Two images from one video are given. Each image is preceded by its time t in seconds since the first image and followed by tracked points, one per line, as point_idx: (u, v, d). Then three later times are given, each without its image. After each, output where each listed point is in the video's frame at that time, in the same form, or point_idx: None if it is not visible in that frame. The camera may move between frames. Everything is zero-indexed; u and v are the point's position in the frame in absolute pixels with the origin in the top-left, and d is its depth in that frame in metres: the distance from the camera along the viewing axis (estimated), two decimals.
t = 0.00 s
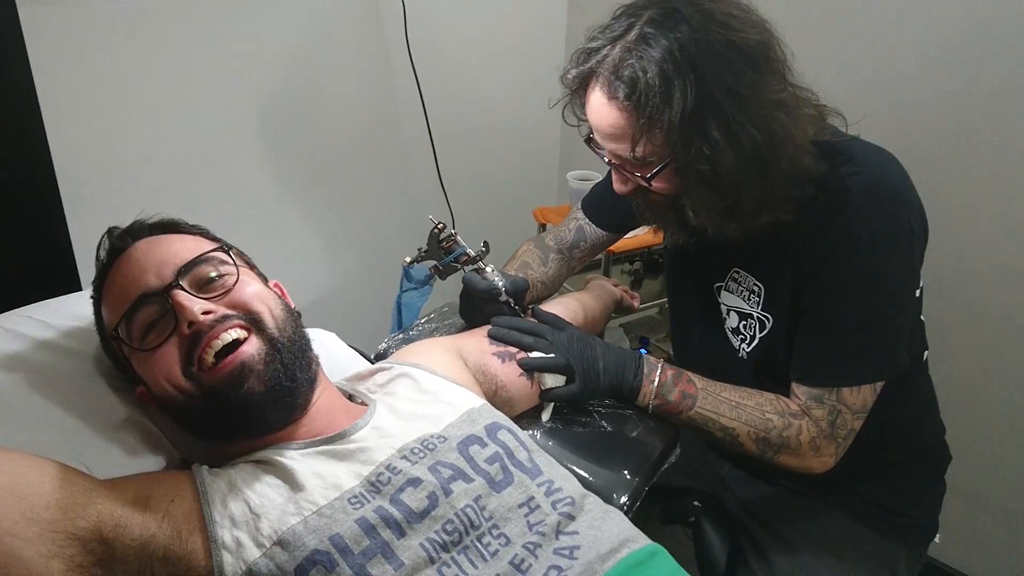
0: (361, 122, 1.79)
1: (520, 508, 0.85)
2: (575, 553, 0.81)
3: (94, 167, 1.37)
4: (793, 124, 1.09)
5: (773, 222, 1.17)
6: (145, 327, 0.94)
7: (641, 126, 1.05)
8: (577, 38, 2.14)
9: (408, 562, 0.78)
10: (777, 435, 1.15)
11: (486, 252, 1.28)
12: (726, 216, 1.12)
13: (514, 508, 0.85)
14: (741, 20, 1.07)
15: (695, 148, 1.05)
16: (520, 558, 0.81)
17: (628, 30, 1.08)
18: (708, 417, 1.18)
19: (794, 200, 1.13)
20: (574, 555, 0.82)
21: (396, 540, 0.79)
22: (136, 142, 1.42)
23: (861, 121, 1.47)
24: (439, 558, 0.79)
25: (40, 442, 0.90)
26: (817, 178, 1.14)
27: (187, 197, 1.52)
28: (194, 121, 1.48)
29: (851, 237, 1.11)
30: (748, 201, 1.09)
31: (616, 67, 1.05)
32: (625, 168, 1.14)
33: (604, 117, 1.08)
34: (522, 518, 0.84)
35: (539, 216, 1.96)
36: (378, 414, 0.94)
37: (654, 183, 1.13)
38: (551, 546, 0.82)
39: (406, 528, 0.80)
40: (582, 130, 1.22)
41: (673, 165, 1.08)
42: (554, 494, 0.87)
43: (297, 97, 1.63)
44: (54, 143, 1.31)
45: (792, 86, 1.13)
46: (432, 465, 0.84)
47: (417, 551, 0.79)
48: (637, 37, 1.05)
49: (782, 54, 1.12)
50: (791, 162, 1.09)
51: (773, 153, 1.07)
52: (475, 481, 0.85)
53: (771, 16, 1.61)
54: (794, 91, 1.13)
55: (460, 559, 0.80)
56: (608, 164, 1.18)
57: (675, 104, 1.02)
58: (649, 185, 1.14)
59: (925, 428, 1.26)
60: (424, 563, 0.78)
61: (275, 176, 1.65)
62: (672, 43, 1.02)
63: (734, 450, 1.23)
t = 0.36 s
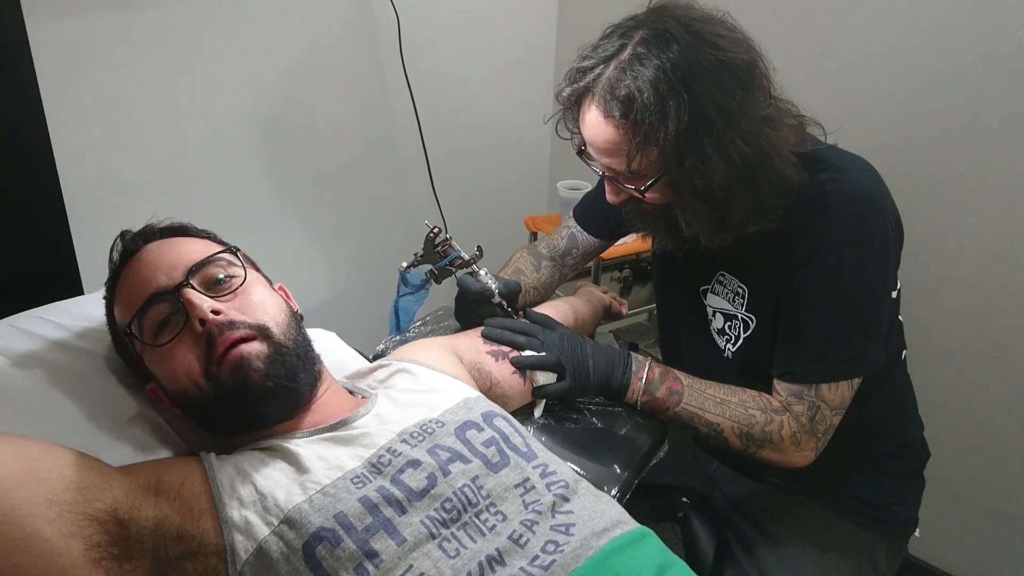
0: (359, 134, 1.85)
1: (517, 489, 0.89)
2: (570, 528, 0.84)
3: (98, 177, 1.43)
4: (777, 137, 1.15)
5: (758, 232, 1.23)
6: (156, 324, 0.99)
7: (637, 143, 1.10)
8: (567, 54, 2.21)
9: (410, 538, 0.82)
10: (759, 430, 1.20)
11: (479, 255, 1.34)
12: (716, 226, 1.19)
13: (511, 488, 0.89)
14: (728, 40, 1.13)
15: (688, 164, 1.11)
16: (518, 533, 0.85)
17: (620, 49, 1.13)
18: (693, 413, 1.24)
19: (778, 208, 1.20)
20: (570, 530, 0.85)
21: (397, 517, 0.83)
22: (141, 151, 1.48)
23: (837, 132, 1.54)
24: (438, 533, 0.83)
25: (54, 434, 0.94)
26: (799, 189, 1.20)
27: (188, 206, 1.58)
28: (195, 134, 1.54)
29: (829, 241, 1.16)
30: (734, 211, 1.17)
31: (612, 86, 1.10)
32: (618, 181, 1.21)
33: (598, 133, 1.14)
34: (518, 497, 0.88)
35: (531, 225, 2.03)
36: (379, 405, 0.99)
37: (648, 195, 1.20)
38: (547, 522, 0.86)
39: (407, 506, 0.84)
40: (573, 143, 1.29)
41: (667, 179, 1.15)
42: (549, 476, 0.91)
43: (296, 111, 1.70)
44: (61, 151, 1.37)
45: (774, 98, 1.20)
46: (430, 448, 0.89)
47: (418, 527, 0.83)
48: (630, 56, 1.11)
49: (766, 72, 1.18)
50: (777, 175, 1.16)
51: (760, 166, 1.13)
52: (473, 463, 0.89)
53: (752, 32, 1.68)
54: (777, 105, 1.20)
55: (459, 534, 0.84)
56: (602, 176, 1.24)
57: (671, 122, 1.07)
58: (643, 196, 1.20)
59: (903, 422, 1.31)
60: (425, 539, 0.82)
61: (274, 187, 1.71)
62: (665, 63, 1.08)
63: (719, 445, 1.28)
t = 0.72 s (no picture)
0: (364, 137, 1.89)
1: (530, 473, 0.94)
2: (583, 508, 0.90)
3: (117, 183, 1.46)
4: (770, 143, 1.19)
5: (754, 232, 1.27)
6: (184, 319, 1.04)
7: (636, 149, 1.15)
8: (565, 59, 2.26)
9: (431, 519, 0.87)
10: (757, 421, 1.25)
11: (486, 255, 1.39)
12: (713, 229, 1.24)
13: (525, 472, 0.94)
14: (724, 49, 1.18)
15: (686, 168, 1.16)
16: (534, 514, 0.90)
17: (620, 59, 1.18)
18: (694, 405, 1.28)
19: (773, 208, 1.24)
20: (582, 511, 0.91)
21: (418, 499, 0.88)
22: (154, 154, 1.50)
23: (832, 133, 1.61)
24: (458, 514, 0.89)
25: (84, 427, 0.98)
26: (793, 191, 1.24)
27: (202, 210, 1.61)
28: (208, 139, 1.57)
29: (823, 239, 1.21)
30: (731, 212, 1.21)
31: (611, 96, 1.15)
32: (618, 183, 1.25)
33: (599, 139, 1.18)
34: (532, 481, 0.94)
35: (530, 226, 2.07)
36: (394, 397, 1.05)
37: (647, 197, 1.24)
38: (560, 504, 0.91)
39: (427, 489, 0.89)
40: (575, 147, 1.33)
41: (665, 184, 1.20)
42: (561, 462, 0.96)
43: (303, 116, 1.74)
44: (79, 153, 1.39)
45: (767, 102, 1.24)
46: (447, 435, 0.94)
47: (438, 508, 0.88)
48: (629, 66, 1.15)
49: (760, 77, 1.23)
50: (772, 178, 1.20)
51: (754, 169, 1.18)
52: (488, 449, 0.95)
53: (746, 38, 1.73)
54: (771, 110, 1.24)
55: (477, 515, 0.90)
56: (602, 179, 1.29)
57: (668, 129, 1.12)
58: (642, 199, 1.25)
59: (896, 414, 1.36)
60: (445, 519, 0.88)
61: (282, 190, 1.75)
62: (662, 72, 1.12)
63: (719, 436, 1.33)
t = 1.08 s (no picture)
0: (371, 124, 1.91)
1: (546, 448, 0.98)
2: (598, 482, 0.94)
3: (132, 169, 1.48)
4: (774, 129, 1.21)
5: (760, 216, 1.30)
6: (209, 294, 1.09)
7: (643, 135, 1.17)
8: (570, 47, 2.28)
9: (453, 492, 0.91)
10: (762, 402, 1.27)
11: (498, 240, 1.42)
12: (719, 213, 1.26)
13: (541, 447, 0.98)
14: (731, 36, 1.20)
15: (692, 153, 1.18)
16: (552, 488, 0.94)
17: (628, 46, 1.20)
18: (701, 386, 1.31)
19: (778, 192, 1.26)
20: (598, 484, 0.95)
21: (439, 473, 0.92)
22: (167, 141, 1.52)
23: (834, 121, 1.62)
24: (478, 488, 0.93)
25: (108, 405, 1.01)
26: (796, 176, 1.26)
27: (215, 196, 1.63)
28: (219, 126, 1.59)
29: (829, 222, 1.23)
30: (737, 196, 1.23)
31: (620, 82, 1.17)
32: (625, 169, 1.27)
33: (608, 125, 1.20)
34: (548, 456, 0.97)
35: (536, 213, 2.09)
36: (412, 375, 1.09)
37: (654, 183, 1.26)
38: (576, 478, 0.95)
39: (448, 464, 0.93)
40: (584, 133, 1.35)
41: (672, 169, 1.22)
42: (575, 437, 1.00)
43: (312, 103, 1.76)
44: (94, 140, 1.40)
45: (773, 89, 1.26)
46: (466, 412, 0.98)
47: (459, 482, 0.92)
48: (637, 53, 1.18)
49: (766, 65, 1.25)
50: (776, 163, 1.22)
51: (760, 153, 1.20)
52: (505, 425, 0.99)
53: (750, 27, 1.75)
54: (776, 96, 1.26)
55: (497, 488, 0.93)
56: (610, 165, 1.31)
57: (675, 115, 1.15)
58: (649, 185, 1.27)
59: (898, 396, 1.38)
60: (466, 492, 0.92)
61: (292, 177, 1.77)
62: (669, 59, 1.15)
63: (726, 417, 1.35)
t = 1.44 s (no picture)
0: (383, 115, 1.92)
1: (558, 429, 1.00)
2: (609, 461, 0.95)
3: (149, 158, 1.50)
4: (788, 118, 1.21)
5: (772, 206, 1.30)
6: (238, 261, 1.13)
7: (656, 124, 1.18)
8: (581, 37, 2.27)
9: (465, 469, 0.93)
10: (773, 389, 1.28)
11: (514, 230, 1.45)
12: (730, 202, 1.25)
13: (553, 428, 1.00)
14: (744, 26, 1.20)
15: (704, 143, 1.18)
16: (563, 467, 0.96)
17: (642, 36, 1.21)
18: (712, 373, 1.31)
19: (791, 182, 1.27)
20: (609, 464, 0.96)
21: (453, 451, 0.94)
22: (182, 130, 1.54)
23: (846, 110, 1.62)
24: (491, 465, 0.94)
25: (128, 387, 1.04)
26: (809, 166, 1.26)
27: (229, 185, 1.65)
28: (234, 116, 1.61)
29: (841, 211, 1.24)
30: (749, 185, 1.23)
31: (633, 71, 1.18)
32: (638, 158, 1.28)
33: (621, 114, 1.21)
34: (560, 437, 0.99)
35: (547, 203, 2.09)
36: (427, 359, 1.11)
37: (666, 172, 1.27)
38: (588, 458, 0.97)
39: (461, 442, 0.95)
40: (597, 122, 1.36)
41: (684, 158, 1.22)
42: (587, 419, 1.02)
43: (326, 94, 1.77)
44: (111, 130, 1.43)
45: (787, 79, 1.26)
46: (480, 392, 1.01)
47: (472, 459, 0.94)
48: (650, 43, 1.18)
49: (780, 55, 1.25)
50: (788, 152, 1.23)
51: (772, 143, 1.20)
52: (518, 406, 1.01)
53: (763, 15, 1.74)
54: (790, 86, 1.26)
55: (509, 466, 0.95)
56: (623, 154, 1.32)
57: (687, 104, 1.15)
58: (661, 173, 1.28)
59: (909, 384, 1.38)
60: (478, 469, 0.93)
61: (306, 167, 1.79)
62: (682, 48, 1.15)
63: (737, 405, 1.36)
